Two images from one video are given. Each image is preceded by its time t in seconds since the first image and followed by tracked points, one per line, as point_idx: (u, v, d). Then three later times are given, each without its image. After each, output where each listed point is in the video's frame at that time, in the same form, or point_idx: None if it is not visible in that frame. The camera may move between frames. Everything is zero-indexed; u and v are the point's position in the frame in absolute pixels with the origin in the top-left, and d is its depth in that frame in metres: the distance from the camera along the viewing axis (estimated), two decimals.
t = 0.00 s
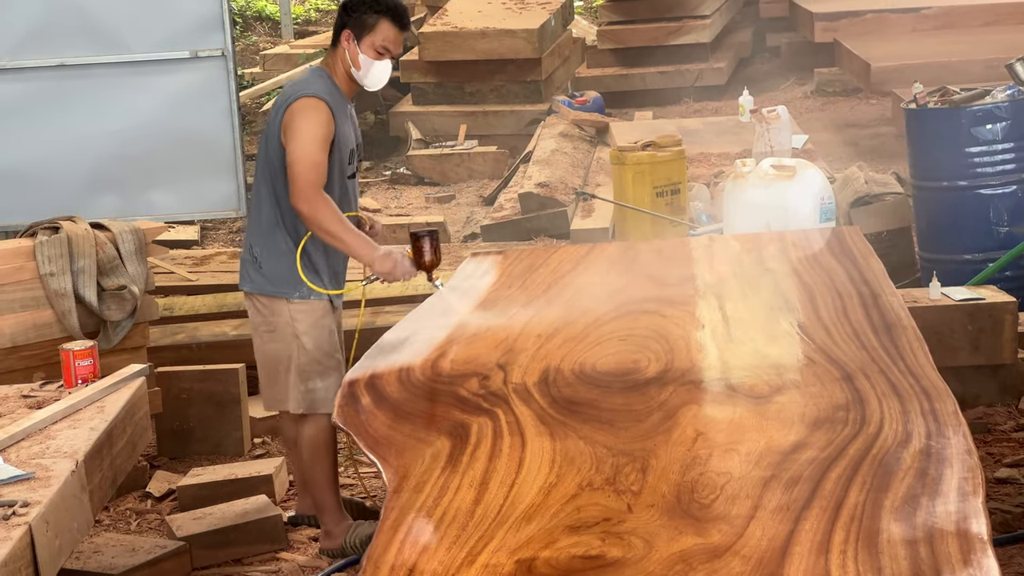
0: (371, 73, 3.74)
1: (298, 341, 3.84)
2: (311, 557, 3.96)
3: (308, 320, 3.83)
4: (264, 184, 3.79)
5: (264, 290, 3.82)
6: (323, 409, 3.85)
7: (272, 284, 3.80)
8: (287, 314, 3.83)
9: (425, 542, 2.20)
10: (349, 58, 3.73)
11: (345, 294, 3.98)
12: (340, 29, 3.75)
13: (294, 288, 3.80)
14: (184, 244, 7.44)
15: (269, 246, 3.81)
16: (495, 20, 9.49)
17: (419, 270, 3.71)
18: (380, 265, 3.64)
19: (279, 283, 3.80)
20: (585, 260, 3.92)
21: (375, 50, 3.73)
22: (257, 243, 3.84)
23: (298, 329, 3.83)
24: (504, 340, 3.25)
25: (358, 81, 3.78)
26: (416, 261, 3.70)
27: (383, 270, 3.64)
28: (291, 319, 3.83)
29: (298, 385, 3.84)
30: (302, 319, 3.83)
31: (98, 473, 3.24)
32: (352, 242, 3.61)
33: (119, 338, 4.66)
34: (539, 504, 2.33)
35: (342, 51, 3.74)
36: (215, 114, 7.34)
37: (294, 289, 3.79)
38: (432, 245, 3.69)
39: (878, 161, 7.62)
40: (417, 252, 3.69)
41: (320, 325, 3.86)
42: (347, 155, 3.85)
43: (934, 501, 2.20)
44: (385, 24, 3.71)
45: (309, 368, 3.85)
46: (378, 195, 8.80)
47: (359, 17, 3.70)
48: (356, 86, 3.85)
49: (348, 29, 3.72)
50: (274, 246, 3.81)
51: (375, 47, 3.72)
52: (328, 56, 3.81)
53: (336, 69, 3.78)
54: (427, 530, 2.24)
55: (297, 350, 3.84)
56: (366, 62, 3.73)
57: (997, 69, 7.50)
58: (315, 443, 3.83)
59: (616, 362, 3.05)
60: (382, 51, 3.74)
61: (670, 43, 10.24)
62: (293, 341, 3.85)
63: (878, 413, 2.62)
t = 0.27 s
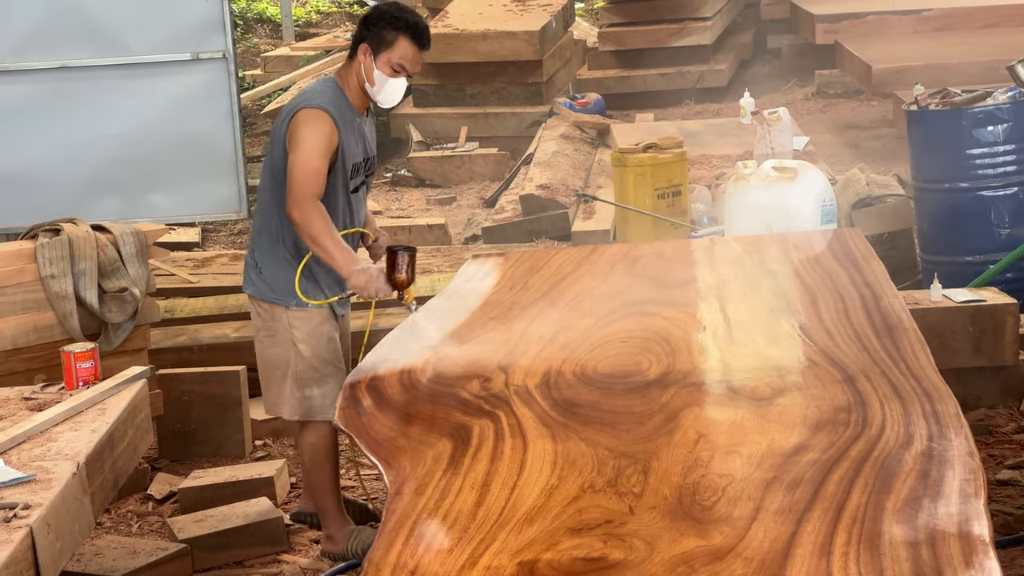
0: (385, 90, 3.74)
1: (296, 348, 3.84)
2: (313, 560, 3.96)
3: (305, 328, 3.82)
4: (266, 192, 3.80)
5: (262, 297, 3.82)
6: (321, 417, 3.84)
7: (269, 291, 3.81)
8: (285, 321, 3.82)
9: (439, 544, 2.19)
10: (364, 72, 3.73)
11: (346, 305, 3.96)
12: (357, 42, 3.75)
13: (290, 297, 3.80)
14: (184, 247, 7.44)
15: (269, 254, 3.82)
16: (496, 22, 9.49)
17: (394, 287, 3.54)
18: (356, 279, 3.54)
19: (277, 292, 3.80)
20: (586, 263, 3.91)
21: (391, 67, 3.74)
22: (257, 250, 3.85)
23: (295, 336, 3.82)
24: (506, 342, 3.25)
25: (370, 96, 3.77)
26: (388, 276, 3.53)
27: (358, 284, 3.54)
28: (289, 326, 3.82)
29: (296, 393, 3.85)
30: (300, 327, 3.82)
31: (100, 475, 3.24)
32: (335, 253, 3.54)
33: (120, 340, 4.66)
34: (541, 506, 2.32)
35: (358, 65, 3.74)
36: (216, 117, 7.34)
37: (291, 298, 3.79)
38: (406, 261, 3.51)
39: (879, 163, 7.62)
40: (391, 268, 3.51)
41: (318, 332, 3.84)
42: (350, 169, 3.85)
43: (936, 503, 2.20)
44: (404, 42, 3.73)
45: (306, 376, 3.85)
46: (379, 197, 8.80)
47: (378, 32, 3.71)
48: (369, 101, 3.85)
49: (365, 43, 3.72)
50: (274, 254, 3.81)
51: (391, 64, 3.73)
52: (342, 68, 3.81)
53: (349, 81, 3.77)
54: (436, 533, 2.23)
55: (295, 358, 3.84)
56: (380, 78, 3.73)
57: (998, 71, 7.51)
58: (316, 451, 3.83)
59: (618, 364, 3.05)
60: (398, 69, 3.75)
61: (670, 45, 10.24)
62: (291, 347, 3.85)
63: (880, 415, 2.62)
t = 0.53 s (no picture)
0: (390, 102, 3.73)
1: (297, 350, 3.83)
2: (314, 561, 3.96)
3: (306, 330, 3.81)
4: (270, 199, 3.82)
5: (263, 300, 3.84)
6: (323, 418, 3.82)
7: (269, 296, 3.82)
8: (286, 322, 3.82)
9: (441, 543, 2.20)
10: (370, 84, 3.73)
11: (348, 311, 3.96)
12: (366, 53, 3.74)
13: (291, 302, 3.80)
14: (184, 248, 7.44)
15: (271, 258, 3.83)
16: (496, 23, 9.50)
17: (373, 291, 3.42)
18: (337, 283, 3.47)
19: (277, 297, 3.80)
20: (586, 264, 3.91)
21: (398, 80, 3.72)
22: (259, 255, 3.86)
23: (296, 338, 3.82)
24: (507, 343, 3.25)
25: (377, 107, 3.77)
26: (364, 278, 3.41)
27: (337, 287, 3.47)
28: (289, 328, 3.82)
29: (297, 394, 3.84)
30: (300, 329, 3.81)
31: (100, 476, 3.24)
32: (330, 256, 3.53)
33: (121, 342, 4.66)
34: (542, 507, 2.32)
35: (365, 76, 3.74)
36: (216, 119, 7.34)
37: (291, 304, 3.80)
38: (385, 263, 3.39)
39: (879, 164, 7.62)
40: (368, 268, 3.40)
41: (319, 334, 3.83)
42: (355, 178, 3.86)
43: (936, 504, 2.20)
44: (412, 55, 3.69)
45: (307, 377, 3.84)
46: (379, 198, 8.81)
47: (387, 44, 3.68)
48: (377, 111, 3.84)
49: (373, 55, 3.71)
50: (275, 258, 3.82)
51: (398, 77, 3.71)
52: (350, 77, 3.80)
53: (355, 91, 3.77)
54: (441, 533, 2.23)
55: (296, 359, 3.83)
56: (387, 90, 3.72)
57: (999, 72, 7.51)
58: (319, 451, 3.80)
59: (619, 365, 3.05)
60: (405, 82, 3.72)
61: (671, 46, 10.25)
62: (292, 349, 3.84)
63: (880, 416, 2.62)
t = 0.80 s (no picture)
0: (391, 99, 3.73)
1: (299, 349, 3.83)
2: (315, 561, 3.96)
3: (307, 329, 3.81)
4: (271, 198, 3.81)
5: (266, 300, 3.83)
6: (323, 418, 3.82)
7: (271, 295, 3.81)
8: (288, 322, 3.82)
9: (443, 543, 2.20)
10: (371, 82, 3.72)
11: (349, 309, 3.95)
12: (367, 50, 3.73)
13: (293, 301, 3.80)
14: (185, 249, 7.44)
15: (273, 258, 3.82)
16: (498, 24, 9.50)
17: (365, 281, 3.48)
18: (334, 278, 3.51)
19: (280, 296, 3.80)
20: (588, 264, 3.91)
21: (399, 77, 3.72)
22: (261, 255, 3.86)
23: (298, 337, 3.82)
24: (508, 344, 3.25)
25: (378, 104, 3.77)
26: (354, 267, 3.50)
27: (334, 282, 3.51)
28: (291, 327, 3.82)
29: (299, 393, 3.85)
30: (302, 328, 3.81)
31: (102, 476, 3.24)
32: (331, 251, 3.53)
33: (123, 342, 4.65)
34: (543, 507, 2.32)
35: (366, 74, 3.73)
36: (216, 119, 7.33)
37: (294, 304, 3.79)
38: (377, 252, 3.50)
39: (881, 165, 7.62)
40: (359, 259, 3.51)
41: (320, 334, 3.83)
42: (358, 175, 3.85)
43: (938, 505, 2.20)
44: (413, 53, 3.69)
45: (309, 377, 3.85)
46: (380, 199, 8.81)
47: (388, 42, 3.68)
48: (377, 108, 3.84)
49: (374, 52, 3.70)
50: (277, 258, 3.81)
51: (400, 75, 3.71)
52: (351, 75, 3.80)
53: (355, 88, 3.77)
54: (443, 533, 2.23)
55: (298, 359, 3.84)
56: (388, 88, 3.71)
57: (1001, 73, 7.51)
58: (319, 452, 3.82)
59: (621, 366, 3.05)
60: (406, 79, 3.72)
61: (672, 47, 10.26)
62: (294, 348, 3.85)
63: (882, 417, 2.62)
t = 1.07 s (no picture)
0: (386, 84, 3.74)
1: (300, 346, 3.83)
2: (316, 561, 3.95)
3: (309, 325, 3.82)
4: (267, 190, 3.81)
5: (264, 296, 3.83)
6: (323, 416, 3.82)
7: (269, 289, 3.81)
8: (289, 319, 3.82)
9: (443, 543, 2.20)
10: (365, 68, 3.74)
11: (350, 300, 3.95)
12: (358, 38, 3.76)
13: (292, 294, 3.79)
14: (186, 248, 7.44)
15: (269, 252, 3.82)
16: (499, 24, 9.51)
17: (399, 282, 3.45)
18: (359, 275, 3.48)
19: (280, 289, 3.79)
20: (589, 264, 3.91)
21: (393, 63, 3.75)
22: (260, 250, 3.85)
23: (299, 333, 3.82)
24: (509, 344, 3.26)
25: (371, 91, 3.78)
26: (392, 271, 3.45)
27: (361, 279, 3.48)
28: (292, 324, 3.82)
29: (298, 390, 3.85)
30: (304, 323, 3.82)
31: (103, 476, 3.24)
32: (341, 250, 3.54)
33: (124, 342, 4.65)
34: (544, 507, 2.33)
35: (359, 61, 3.75)
36: (217, 118, 7.33)
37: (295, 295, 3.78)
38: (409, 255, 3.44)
39: (882, 166, 7.62)
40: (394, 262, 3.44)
41: (322, 330, 3.84)
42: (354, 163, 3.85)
43: (939, 506, 2.20)
44: (404, 39, 3.74)
45: (309, 374, 3.84)
46: (381, 200, 8.81)
47: (379, 28, 3.71)
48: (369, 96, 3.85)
49: (367, 39, 3.73)
50: (274, 251, 3.81)
51: (393, 60, 3.74)
52: (341, 63, 3.81)
53: (348, 76, 3.78)
54: (444, 533, 2.23)
55: (299, 356, 3.84)
56: (382, 73, 3.73)
57: (1002, 73, 7.52)
58: (319, 450, 3.81)
59: (622, 366, 3.05)
60: (399, 64, 3.76)
61: (673, 48, 10.26)
62: (296, 345, 3.85)
63: (882, 417, 2.62)
